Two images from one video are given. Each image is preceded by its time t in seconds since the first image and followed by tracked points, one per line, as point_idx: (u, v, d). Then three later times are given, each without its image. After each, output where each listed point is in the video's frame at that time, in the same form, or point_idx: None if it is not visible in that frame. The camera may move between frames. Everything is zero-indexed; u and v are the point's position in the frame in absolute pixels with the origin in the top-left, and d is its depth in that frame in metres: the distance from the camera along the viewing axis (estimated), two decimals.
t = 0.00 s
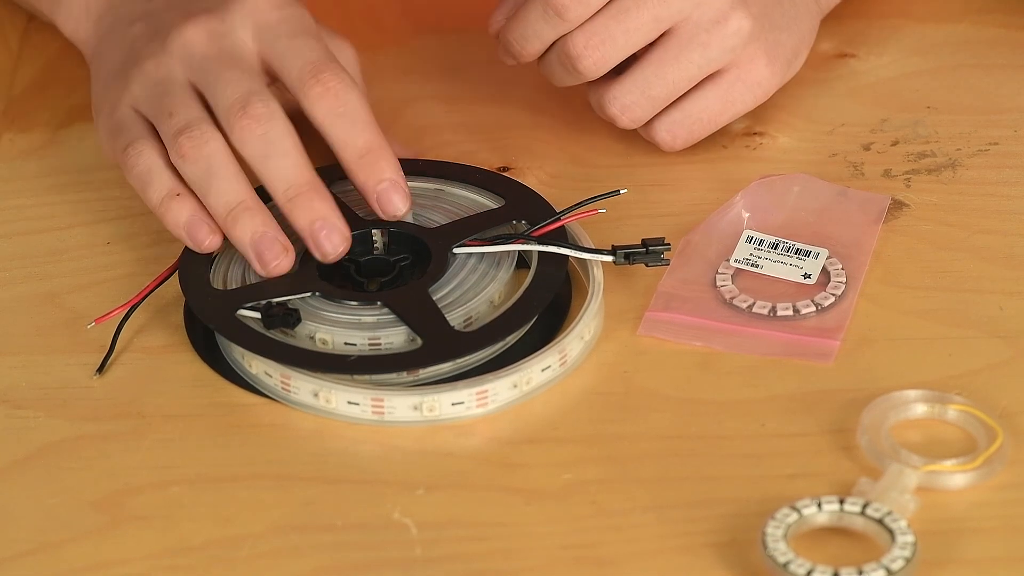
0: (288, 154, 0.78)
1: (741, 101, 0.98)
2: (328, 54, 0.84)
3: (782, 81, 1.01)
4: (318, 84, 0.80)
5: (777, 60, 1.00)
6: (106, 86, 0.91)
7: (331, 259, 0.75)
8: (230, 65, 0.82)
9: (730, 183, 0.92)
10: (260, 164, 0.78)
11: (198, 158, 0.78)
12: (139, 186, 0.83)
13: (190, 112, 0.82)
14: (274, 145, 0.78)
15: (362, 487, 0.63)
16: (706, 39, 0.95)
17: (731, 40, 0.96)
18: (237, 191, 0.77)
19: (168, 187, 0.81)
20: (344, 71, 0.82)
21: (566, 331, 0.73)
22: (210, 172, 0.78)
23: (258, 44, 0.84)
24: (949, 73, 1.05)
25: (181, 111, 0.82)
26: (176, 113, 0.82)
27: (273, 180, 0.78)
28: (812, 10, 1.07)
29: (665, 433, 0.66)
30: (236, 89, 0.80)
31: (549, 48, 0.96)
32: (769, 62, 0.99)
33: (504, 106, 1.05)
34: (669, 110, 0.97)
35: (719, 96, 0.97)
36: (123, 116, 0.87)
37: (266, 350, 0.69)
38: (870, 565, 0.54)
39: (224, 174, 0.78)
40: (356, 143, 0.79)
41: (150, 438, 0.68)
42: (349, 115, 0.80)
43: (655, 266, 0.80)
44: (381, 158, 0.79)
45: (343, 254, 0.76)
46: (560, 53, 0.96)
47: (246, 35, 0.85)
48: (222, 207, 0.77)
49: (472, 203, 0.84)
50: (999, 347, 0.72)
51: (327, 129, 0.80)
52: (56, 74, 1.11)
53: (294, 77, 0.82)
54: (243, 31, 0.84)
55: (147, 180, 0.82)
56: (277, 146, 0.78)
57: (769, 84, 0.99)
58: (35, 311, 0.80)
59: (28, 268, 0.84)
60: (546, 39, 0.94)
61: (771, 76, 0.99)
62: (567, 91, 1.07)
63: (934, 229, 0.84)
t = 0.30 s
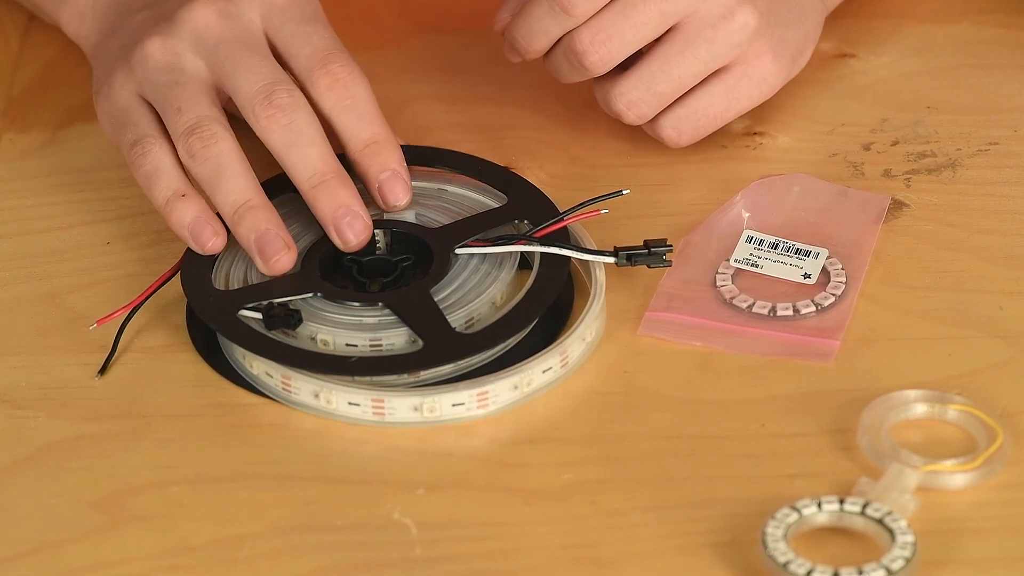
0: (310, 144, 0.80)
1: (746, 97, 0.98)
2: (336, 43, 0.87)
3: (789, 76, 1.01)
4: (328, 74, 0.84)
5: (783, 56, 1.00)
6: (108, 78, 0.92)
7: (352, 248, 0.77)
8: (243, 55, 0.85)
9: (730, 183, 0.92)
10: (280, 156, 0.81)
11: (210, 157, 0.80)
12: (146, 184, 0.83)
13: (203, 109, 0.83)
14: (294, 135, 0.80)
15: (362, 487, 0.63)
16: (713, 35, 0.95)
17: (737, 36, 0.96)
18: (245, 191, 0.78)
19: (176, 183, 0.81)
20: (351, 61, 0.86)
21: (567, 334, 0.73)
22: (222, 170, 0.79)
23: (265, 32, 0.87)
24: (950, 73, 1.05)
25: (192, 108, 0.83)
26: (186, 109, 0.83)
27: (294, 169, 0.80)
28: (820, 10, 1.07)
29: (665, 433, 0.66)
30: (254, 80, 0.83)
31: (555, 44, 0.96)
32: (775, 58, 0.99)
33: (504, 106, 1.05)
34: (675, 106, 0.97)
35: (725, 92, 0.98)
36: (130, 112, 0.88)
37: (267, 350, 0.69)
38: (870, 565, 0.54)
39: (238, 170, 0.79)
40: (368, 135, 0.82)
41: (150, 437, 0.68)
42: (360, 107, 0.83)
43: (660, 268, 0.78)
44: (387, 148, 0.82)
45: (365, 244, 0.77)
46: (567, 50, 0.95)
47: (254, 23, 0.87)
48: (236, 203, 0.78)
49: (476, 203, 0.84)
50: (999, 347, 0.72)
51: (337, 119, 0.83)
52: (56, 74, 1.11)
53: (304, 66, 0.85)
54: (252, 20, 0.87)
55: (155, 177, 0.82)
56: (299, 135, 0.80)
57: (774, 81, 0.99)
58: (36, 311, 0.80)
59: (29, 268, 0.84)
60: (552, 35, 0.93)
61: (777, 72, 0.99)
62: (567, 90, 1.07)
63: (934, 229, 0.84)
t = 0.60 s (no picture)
0: (307, 146, 0.80)
1: (743, 101, 0.98)
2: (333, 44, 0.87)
3: (788, 77, 1.01)
4: (325, 76, 0.84)
5: (781, 57, 1.00)
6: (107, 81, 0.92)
7: (349, 249, 0.77)
8: (240, 55, 0.85)
9: (730, 183, 0.92)
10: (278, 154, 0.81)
11: (207, 159, 0.80)
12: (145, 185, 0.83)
13: (200, 110, 0.83)
14: (291, 137, 0.81)
15: (362, 487, 0.63)
16: (710, 38, 0.95)
17: (734, 38, 0.96)
18: (243, 192, 0.78)
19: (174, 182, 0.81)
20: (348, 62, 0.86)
21: (567, 332, 0.73)
22: (219, 171, 0.79)
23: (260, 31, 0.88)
24: (950, 73, 1.05)
25: (189, 108, 0.83)
26: (183, 110, 0.83)
27: (292, 170, 0.80)
28: (818, 11, 1.07)
29: (665, 433, 0.66)
30: (251, 81, 0.83)
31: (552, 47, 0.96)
32: (773, 59, 0.99)
33: (504, 106, 1.05)
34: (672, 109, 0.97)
35: (721, 94, 0.98)
36: (128, 114, 0.88)
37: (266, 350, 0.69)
38: (870, 565, 0.54)
39: (236, 173, 0.79)
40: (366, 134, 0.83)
41: (150, 438, 0.68)
42: (357, 109, 0.84)
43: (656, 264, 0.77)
44: (384, 150, 0.82)
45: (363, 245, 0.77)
46: (564, 53, 0.95)
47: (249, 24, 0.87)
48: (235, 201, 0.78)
49: (474, 204, 0.84)
50: (999, 347, 0.72)
51: (335, 120, 0.84)
52: (56, 74, 1.11)
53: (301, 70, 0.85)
54: (247, 20, 0.87)
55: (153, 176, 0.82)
56: (296, 137, 0.80)
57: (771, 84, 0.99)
58: (35, 311, 0.80)
59: (29, 268, 0.84)
60: (549, 38, 0.93)
61: (775, 74, 0.99)
62: (567, 90, 1.07)
63: (933, 229, 0.84)
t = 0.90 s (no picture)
0: (299, 45, 0.93)
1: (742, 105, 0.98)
2: None
3: (788, 79, 1.01)
4: None
5: (781, 60, 1.00)
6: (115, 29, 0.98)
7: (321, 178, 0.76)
8: None
9: (730, 183, 0.92)
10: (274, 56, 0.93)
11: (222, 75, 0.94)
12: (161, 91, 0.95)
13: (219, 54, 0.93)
14: (286, 40, 0.92)
15: (362, 487, 0.63)
16: (709, 42, 0.95)
17: (733, 42, 0.96)
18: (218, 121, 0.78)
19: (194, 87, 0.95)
20: None
21: (566, 330, 0.73)
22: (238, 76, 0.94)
23: None
24: (950, 73, 1.05)
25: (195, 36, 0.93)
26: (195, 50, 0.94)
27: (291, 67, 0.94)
28: (817, 12, 1.07)
29: (665, 433, 0.66)
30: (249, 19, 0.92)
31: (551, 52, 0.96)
32: (774, 62, 0.99)
33: (504, 106, 1.05)
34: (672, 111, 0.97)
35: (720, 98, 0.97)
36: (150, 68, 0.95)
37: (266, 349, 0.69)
38: (870, 565, 0.54)
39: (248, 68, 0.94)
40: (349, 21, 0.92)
41: (150, 437, 0.68)
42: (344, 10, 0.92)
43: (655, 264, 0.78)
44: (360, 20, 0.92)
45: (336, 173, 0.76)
46: (563, 57, 0.96)
47: None
48: (254, 80, 0.95)
49: (472, 202, 0.84)
50: (999, 347, 0.72)
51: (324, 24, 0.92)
52: (56, 75, 1.11)
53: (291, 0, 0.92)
54: None
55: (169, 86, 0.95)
56: (293, 46, 0.92)
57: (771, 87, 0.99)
58: (35, 311, 0.80)
59: (28, 268, 0.84)
60: (547, 43, 0.94)
61: (775, 77, 0.99)
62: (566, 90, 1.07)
63: (933, 229, 0.84)
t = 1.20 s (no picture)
0: (370, 125, 0.94)
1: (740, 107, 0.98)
2: (381, 17, 0.93)
3: (786, 81, 1.01)
4: (382, 55, 0.91)
5: (779, 62, 1.00)
6: (161, 68, 0.96)
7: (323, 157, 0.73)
8: (297, 47, 0.91)
9: (730, 183, 0.92)
10: (341, 127, 0.93)
11: (284, 132, 0.91)
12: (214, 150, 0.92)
13: (280, 102, 0.91)
14: (360, 121, 0.93)
15: (361, 487, 0.63)
16: (706, 44, 0.95)
17: (730, 45, 0.96)
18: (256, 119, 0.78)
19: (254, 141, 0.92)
20: (399, 34, 0.93)
21: (567, 330, 0.73)
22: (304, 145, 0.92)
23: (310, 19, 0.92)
24: (950, 73, 1.05)
25: (252, 84, 0.91)
26: (250, 92, 0.91)
27: (357, 145, 0.95)
28: (817, 12, 1.07)
29: (665, 433, 0.66)
30: (311, 72, 0.91)
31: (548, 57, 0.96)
32: (772, 65, 0.99)
33: (505, 106, 1.05)
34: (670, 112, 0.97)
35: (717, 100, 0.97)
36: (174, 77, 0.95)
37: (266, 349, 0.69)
38: (870, 565, 0.54)
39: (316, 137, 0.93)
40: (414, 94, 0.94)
41: (150, 437, 0.68)
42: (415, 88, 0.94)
43: (654, 263, 0.78)
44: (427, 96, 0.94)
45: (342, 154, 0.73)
46: (560, 62, 0.96)
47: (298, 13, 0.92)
48: (321, 145, 0.93)
49: (472, 202, 0.84)
50: (999, 347, 0.72)
51: (390, 97, 0.93)
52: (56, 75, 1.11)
53: (356, 51, 0.92)
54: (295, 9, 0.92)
55: (226, 147, 0.92)
56: (362, 121, 0.93)
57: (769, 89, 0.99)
58: (35, 311, 0.80)
59: (29, 268, 0.84)
60: (544, 48, 0.93)
61: (773, 79, 0.99)
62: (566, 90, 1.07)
63: (933, 229, 0.84)
